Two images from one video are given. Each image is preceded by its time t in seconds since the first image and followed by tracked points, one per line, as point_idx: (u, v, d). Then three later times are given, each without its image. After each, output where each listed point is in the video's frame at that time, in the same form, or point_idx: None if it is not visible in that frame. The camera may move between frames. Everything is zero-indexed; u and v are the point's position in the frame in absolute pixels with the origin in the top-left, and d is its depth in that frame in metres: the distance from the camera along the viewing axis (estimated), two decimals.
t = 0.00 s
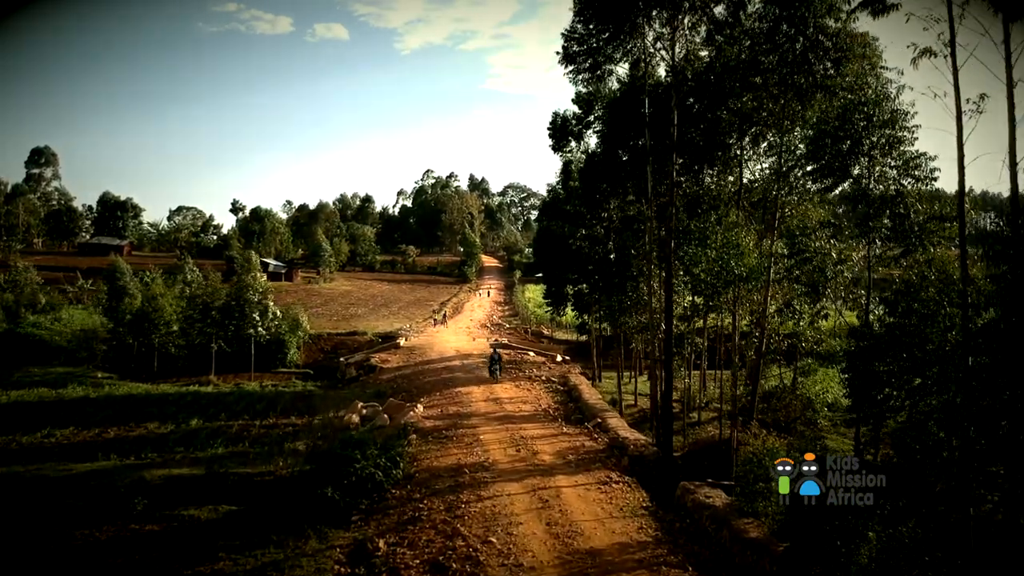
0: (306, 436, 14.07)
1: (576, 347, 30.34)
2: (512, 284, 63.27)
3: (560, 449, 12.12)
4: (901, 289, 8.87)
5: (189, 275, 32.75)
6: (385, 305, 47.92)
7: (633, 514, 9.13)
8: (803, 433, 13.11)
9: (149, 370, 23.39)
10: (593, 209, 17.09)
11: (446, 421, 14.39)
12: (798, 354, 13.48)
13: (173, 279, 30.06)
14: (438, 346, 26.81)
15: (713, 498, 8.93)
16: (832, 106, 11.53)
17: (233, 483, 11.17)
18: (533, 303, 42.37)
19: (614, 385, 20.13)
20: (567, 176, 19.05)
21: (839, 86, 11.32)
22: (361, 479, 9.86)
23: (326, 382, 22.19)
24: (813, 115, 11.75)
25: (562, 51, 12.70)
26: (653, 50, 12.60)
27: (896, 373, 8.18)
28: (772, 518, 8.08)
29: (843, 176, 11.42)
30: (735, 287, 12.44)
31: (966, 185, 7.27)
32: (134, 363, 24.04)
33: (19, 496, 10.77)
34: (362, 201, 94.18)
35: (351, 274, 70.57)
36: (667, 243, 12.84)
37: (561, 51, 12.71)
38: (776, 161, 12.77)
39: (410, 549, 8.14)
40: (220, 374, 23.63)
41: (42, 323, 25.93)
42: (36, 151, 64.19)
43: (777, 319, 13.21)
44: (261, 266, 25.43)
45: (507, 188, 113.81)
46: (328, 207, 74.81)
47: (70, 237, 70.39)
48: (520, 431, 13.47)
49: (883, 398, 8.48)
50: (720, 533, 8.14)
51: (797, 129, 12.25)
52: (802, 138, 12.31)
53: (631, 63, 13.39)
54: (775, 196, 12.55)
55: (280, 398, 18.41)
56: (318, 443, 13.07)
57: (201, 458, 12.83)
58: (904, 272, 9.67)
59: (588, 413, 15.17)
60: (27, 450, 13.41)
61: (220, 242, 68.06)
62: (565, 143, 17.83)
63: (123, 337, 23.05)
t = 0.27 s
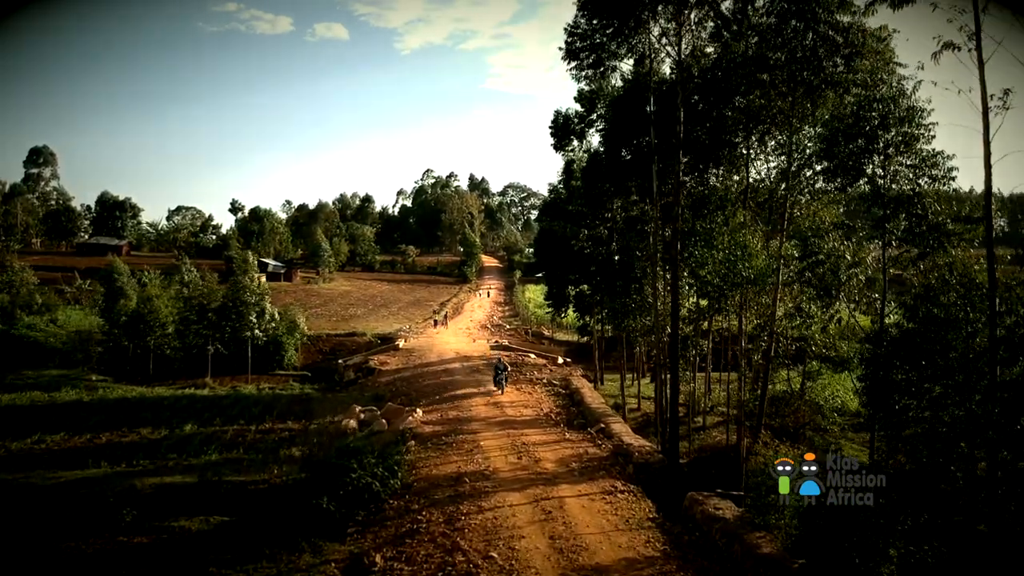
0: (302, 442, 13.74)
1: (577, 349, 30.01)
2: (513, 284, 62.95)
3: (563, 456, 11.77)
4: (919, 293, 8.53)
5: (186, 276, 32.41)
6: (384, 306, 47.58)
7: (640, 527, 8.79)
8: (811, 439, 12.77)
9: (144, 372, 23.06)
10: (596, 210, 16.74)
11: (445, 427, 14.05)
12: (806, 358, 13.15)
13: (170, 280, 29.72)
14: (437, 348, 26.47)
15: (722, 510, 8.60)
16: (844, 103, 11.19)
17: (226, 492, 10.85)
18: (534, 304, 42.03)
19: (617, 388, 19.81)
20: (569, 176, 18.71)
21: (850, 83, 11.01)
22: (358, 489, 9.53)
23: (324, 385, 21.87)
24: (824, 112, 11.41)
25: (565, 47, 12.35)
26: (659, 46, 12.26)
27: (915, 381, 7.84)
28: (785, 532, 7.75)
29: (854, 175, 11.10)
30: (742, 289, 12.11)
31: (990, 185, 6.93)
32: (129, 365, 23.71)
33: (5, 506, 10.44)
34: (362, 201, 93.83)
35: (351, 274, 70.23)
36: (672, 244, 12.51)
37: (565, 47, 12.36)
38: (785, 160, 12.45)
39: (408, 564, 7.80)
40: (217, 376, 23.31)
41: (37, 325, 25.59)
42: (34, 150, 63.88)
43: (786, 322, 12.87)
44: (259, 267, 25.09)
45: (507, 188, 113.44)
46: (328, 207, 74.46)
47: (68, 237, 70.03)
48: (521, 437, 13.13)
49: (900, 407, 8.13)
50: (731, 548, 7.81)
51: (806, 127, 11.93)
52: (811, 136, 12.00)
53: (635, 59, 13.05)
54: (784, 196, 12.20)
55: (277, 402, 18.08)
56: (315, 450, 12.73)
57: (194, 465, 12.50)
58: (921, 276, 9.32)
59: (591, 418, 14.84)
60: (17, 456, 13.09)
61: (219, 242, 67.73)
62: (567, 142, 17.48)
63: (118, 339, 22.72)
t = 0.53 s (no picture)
0: (298, 448, 13.40)
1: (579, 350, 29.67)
2: (513, 284, 62.62)
3: (566, 464, 11.43)
4: (939, 297, 8.18)
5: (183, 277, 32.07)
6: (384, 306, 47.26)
7: (648, 540, 8.44)
8: (821, 445, 12.44)
9: (140, 375, 22.74)
10: (599, 210, 16.40)
11: (445, 433, 13.70)
12: (816, 362, 12.80)
13: (166, 281, 29.38)
14: (437, 350, 26.13)
15: (733, 522, 8.26)
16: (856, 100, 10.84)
17: (218, 502, 10.50)
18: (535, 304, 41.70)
19: (620, 391, 19.47)
20: (571, 175, 18.36)
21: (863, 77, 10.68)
22: (354, 500, 9.18)
23: (323, 388, 21.54)
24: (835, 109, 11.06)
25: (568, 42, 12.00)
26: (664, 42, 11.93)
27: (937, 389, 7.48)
28: (801, 547, 7.42)
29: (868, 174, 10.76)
30: (751, 292, 11.77)
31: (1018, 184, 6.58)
32: (125, 367, 23.39)
33: None
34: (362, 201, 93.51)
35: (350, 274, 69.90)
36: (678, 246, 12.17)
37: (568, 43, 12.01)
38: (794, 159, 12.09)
39: None
40: (214, 379, 22.98)
41: (31, 327, 25.26)
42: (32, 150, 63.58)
43: (795, 325, 12.52)
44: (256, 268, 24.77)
45: (507, 188, 113.12)
46: (327, 207, 74.13)
47: (67, 238, 69.70)
48: (523, 444, 12.78)
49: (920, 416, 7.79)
50: (744, 564, 7.47)
51: (816, 124, 11.57)
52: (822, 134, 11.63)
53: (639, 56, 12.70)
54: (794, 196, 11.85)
55: (274, 406, 17.74)
56: (311, 456, 12.40)
57: (187, 472, 12.17)
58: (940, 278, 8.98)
59: (594, 422, 14.50)
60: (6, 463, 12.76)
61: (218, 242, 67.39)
62: (569, 141, 17.14)
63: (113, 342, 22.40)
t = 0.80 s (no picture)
0: (295, 454, 13.06)
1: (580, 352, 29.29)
2: (514, 284, 62.24)
3: (570, 472, 11.08)
4: (962, 301, 7.83)
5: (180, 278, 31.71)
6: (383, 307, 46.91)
7: (657, 555, 8.09)
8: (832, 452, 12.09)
9: (135, 377, 22.39)
10: (603, 210, 16.06)
11: (445, 439, 13.34)
12: (826, 366, 12.45)
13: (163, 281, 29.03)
14: (438, 352, 25.78)
15: (745, 536, 7.91)
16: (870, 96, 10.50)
17: (211, 511, 10.16)
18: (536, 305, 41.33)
19: (623, 394, 19.11)
20: (574, 175, 18.02)
21: (878, 72, 10.31)
22: (351, 512, 8.84)
23: (321, 391, 21.19)
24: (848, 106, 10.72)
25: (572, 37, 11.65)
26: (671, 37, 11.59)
27: (963, 398, 7.11)
28: (819, 564, 7.07)
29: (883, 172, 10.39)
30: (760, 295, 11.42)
31: None
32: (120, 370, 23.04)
33: None
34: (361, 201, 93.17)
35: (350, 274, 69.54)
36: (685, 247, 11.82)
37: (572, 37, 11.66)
38: (806, 157, 11.72)
39: None
40: (210, 381, 22.64)
41: (26, 328, 24.91)
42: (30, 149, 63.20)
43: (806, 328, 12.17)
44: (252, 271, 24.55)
45: (507, 188, 112.77)
46: (327, 207, 73.77)
47: (65, 237, 69.32)
48: (525, 450, 12.43)
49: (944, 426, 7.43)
50: None
51: (828, 121, 11.22)
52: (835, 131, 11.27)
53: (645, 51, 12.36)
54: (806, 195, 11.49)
55: (270, 410, 17.40)
56: (308, 464, 12.05)
57: (179, 480, 11.82)
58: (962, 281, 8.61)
59: (598, 428, 14.15)
60: None
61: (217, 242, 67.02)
62: (572, 140, 16.79)
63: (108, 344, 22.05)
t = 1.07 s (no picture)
0: (292, 460, 12.73)
1: (582, 354, 29.02)
2: (514, 284, 61.89)
3: (575, 480, 10.73)
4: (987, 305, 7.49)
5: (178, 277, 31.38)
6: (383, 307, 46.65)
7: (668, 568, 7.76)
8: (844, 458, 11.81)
9: (131, 380, 22.07)
10: (607, 209, 15.71)
11: (446, 444, 13.00)
12: (837, 370, 12.13)
13: (163, 282, 28.74)
14: (438, 353, 25.42)
15: (760, 550, 7.55)
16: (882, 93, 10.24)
17: (203, 522, 9.79)
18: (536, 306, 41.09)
19: (627, 398, 18.78)
20: (577, 174, 17.68)
21: (894, 66, 9.96)
22: (350, 523, 8.52)
23: (319, 394, 20.87)
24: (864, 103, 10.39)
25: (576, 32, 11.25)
26: (679, 32, 11.35)
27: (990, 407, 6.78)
28: None
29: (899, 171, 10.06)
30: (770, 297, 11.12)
31: None
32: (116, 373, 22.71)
33: None
34: (361, 200, 92.83)
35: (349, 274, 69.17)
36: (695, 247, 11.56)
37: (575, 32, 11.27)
38: (818, 156, 11.38)
39: None
40: (207, 384, 22.30)
41: (20, 330, 24.58)
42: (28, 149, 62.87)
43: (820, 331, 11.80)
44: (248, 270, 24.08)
45: (507, 188, 112.46)
46: (326, 207, 73.47)
47: (63, 238, 69.00)
48: (529, 456, 12.09)
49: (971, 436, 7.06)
50: None
51: (841, 118, 10.87)
52: (848, 128, 10.93)
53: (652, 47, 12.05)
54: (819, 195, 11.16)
55: (267, 414, 17.06)
56: (304, 471, 11.71)
57: (172, 488, 11.49)
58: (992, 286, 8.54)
59: (603, 433, 13.81)
60: None
61: (216, 243, 66.72)
62: (575, 138, 16.45)
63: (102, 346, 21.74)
